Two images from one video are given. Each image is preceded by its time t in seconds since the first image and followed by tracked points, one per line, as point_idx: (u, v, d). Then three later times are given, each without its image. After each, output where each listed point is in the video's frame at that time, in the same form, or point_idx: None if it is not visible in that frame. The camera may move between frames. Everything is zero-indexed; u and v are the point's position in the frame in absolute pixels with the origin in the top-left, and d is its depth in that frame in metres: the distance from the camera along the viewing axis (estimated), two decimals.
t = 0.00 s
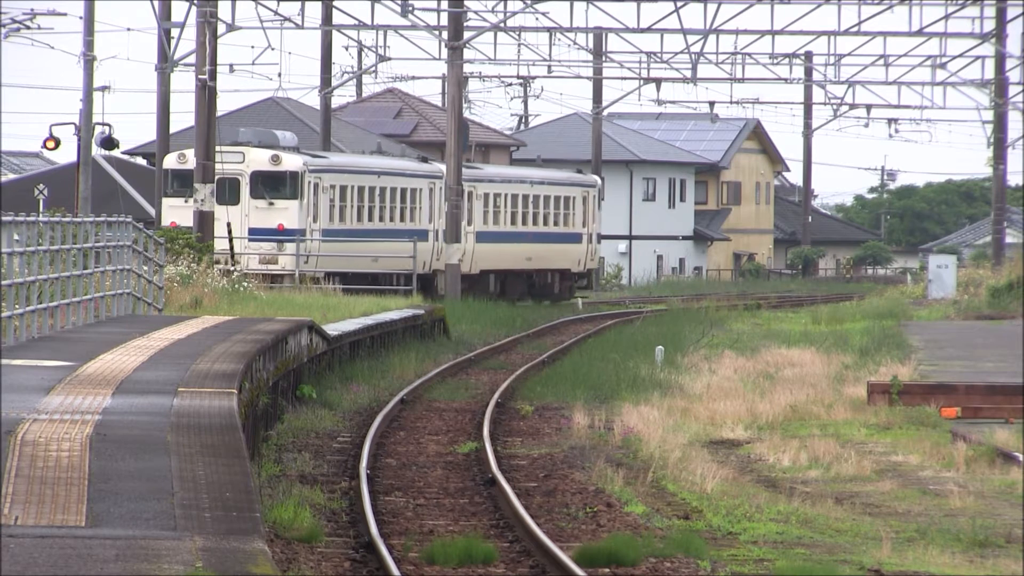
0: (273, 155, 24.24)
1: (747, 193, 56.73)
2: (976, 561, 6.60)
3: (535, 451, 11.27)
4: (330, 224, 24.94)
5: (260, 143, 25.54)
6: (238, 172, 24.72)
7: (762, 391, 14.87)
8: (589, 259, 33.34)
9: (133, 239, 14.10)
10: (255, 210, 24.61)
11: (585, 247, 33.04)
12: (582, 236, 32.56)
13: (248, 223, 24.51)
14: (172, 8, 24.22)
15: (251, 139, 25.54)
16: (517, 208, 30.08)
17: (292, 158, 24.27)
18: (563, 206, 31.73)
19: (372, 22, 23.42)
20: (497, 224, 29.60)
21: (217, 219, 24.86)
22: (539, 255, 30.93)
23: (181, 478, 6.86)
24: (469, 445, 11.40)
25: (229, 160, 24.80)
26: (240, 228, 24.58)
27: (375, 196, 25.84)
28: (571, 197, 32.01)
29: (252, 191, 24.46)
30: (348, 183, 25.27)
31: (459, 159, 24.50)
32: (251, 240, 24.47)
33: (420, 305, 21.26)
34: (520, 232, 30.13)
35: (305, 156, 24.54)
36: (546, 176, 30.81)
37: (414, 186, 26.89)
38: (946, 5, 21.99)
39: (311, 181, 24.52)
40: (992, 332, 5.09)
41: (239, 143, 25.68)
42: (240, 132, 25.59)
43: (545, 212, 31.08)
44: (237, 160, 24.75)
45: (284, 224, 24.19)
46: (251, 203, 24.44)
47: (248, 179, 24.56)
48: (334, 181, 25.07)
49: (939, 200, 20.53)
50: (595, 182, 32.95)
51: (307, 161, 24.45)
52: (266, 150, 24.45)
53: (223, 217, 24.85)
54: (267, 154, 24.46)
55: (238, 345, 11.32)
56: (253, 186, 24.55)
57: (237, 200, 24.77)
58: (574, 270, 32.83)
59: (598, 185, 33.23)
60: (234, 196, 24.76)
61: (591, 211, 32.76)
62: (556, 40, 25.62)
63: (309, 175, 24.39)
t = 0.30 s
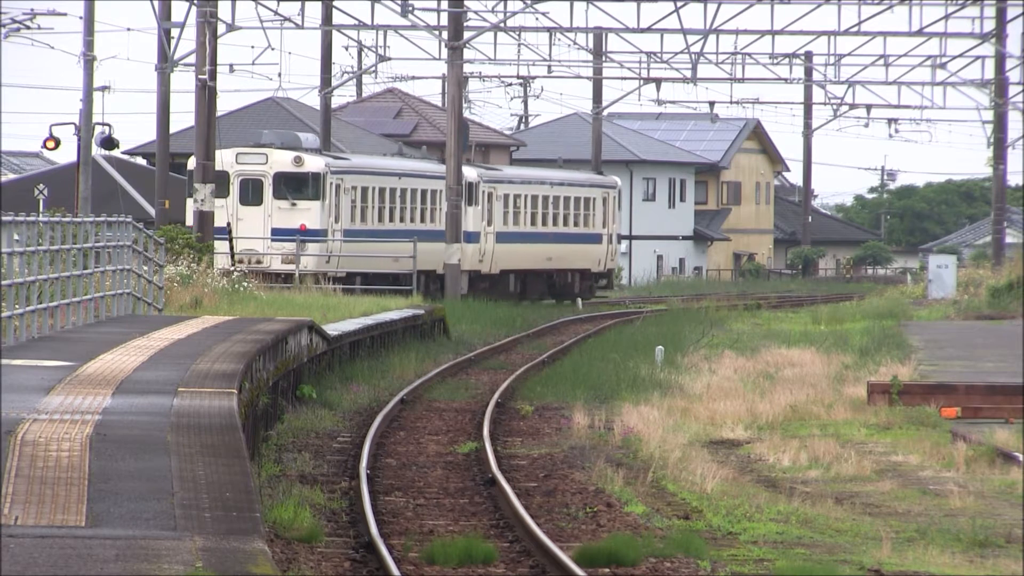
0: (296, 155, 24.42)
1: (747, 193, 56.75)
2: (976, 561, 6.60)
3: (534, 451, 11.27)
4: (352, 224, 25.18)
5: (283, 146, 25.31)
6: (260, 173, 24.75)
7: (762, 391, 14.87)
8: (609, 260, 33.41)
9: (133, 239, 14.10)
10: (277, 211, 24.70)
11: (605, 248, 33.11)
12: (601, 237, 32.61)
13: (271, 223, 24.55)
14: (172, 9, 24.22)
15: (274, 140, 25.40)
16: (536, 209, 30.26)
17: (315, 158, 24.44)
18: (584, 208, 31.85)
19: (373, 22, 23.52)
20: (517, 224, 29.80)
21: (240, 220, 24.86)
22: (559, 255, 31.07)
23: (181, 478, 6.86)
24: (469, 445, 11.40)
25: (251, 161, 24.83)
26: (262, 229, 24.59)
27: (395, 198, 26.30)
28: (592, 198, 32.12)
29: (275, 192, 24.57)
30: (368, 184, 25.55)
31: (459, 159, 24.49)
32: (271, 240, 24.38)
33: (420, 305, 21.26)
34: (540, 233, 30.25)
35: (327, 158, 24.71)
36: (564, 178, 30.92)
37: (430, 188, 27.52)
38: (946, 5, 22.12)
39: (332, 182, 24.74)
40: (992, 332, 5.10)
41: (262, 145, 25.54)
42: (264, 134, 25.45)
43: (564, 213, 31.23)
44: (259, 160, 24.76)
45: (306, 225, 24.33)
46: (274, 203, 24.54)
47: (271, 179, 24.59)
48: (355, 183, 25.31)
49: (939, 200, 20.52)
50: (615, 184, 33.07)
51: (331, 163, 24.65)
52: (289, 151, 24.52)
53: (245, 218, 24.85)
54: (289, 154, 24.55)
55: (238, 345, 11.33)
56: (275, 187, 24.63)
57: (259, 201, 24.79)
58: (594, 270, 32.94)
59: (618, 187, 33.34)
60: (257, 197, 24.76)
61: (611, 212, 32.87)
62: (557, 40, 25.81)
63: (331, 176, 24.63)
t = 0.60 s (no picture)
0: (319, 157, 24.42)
1: (747, 193, 56.76)
2: (976, 561, 6.60)
3: (534, 451, 11.27)
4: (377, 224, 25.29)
5: (305, 146, 25.54)
6: (283, 173, 24.83)
7: (762, 391, 14.88)
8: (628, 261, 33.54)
9: (133, 239, 14.10)
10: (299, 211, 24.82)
11: (625, 248, 33.20)
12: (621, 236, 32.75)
13: (294, 223, 24.68)
14: (173, 9, 24.21)
15: (296, 142, 25.67)
16: (557, 210, 30.42)
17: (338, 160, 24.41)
18: (604, 208, 31.91)
19: (372, 22, 23.41)
20: (537, 225, 30.11)
21: (263, 220, 24.99)
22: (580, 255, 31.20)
23: (181, 478, 6.86)
24: (469, 445, 11.40)
25: (275, 161, 24.87)
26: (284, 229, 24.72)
27: (416, 198, 26.58)
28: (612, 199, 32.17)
29: (297, 192, 24.65)
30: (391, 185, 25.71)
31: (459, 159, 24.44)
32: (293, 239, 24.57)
33: (420, 305, 21.26)
34: (559, 234, 30.46)
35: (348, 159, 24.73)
36: (580, 179, 30.81)
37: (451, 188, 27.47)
38: (946, 5, 22.00)
39: (354, 183, 24.80)
40: (992, 332, 5.10)
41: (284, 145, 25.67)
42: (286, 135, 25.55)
43: (585, 214, 31.28)
44: (282, 161, 24.83)
45: (328, 224, 24.43)
46: (296, 203, 24.62)
47: (293, 181, 24.69)
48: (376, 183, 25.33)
49: (939, 200, 20.50)
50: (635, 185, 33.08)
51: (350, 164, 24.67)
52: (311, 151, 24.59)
53: (268, 218, 24.99)
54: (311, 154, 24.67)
55: (238, 345, 11.33)
56: (297, 187, 24.72)
57: (282, 201, 24.90)
58: (614, 270, 33.12)
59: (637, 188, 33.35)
60: (280, 197, 24.87)
61: (631, 212, 32.90)
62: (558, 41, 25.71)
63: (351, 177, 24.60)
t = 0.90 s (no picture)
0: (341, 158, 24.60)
1: (747, 193, 56.76)
2: (976, 561, 6.60)
3: (534, 451, 11.27)
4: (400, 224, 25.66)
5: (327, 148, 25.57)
6: (305, 175, 25.05)
7: (762, 391, 14.87)
8: (648, 261, 33.85)
9: (133, 239, 14.09)
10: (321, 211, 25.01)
11: (644, 248, 33.56)
12: (641, 237, 33.09)
13: (316, 224, 24.87)
14: (173, 9, 24.19)
15: (319, 143, 25.64)
16: (576, 210, 30.84)
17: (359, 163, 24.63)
18: (623, 208, 32.22)
19: (372, 23, 23.01)
20: (557, 225, 30.53)
21: (286, 220, 25.17)
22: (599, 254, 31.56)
23: (181, 478, 6.86)
24: (469, 445, 11.40)
25: (297, 163, 25.11)
26: (306, 229, 24.91)
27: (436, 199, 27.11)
28: (631, 199, 32.53)
29: (319, 194, 24.86)
30: (410, 186, 26.12)
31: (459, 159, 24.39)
32: (316, 240, 24.77)
33: (420, 305, 21.25)
34: (578, 234, 30.85)
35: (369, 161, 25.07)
36: (602, 180, 31.28)
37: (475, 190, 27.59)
38: (946, 5, 21.62)
39: (374, 185, 25.05)
40: (993, 331, 5.10)
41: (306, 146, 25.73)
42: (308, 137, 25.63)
43: (604, 214, 31.62)
44: (304, 163, 25.06)
45: (349, 225, 24.63)
46: (318, 205, 24.85)
47: (315, 182, 24.91)
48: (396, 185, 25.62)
49: (939, 200, 20.47)
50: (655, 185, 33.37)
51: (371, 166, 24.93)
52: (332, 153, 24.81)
53: (291, 219, 25.16)
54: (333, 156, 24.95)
55: (237, 345, 11.33)
56: (319, 189, 24.93)
57: (305, 202, 25.09)
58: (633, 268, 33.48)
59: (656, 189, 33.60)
60: (302, 198, 25.07)
61: (650, 213, 33.20)
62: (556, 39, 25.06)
63: (372, 178, 24.83)
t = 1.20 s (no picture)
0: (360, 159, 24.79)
1: (747, 193, 56.76)
2: (976, 561, 6.61)
3: (534, 451, 11.27)
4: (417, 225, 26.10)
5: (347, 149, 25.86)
6: (326, 176, 25.27)
7: (762, 391, 14.87)
8: (666, 260, 34.10)
9: (133, 239, 14.09)
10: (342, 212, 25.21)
11: (663, 248, 33.79)
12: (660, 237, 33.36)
13: (336, 224, 25.06)
14: (173, 9, 24.18)
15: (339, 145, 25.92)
16: (596, 211, 31.14)
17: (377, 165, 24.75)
18: (641, 209, 32.52)
19: (372, 23, 22.81)
20: (578, 225, 30.83)
21: (307, 221, 25.38)
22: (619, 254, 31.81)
23: (182, 478, 6.86)
24: (469, 445, 11.40)
25: (318, 164, 25.37)
26: (327, 230, 25.09)
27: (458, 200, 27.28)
28: (648, 199, 32.79)
29: (339, 195, 25.06)
30: (427, 187, 26.54)
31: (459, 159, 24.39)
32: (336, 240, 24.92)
33: (420, 305, 21.25)
34: (598, 234, 31.14)
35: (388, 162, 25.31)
36: (623, 181, 31.53)
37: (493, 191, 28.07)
38: (946, 4, 21.44)
39: (394, 185, 25.30)
40: (992, 332, 5.11)
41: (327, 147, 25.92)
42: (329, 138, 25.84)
43: (623, 214, 31.90)
44: (325, 165, 25.31)
45: (369, 225, 24.77)
46: (338, 206, 25.04)
47: (336, 183, 25.12)
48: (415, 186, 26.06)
49: (939, 200, 20.44)
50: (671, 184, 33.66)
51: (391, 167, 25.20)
52: (351, 155, 24.99)
53: (312, 220, 25.38)
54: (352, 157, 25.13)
55: (238, 345, 11.33)
56: (339, 190, 25.13)
57: (326, 203, 25.31)
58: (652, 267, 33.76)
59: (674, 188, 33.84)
60: (323, 199, 25.29)
61: (667, 212, 33.53)
62: (556, 40, 25.01)
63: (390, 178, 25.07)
